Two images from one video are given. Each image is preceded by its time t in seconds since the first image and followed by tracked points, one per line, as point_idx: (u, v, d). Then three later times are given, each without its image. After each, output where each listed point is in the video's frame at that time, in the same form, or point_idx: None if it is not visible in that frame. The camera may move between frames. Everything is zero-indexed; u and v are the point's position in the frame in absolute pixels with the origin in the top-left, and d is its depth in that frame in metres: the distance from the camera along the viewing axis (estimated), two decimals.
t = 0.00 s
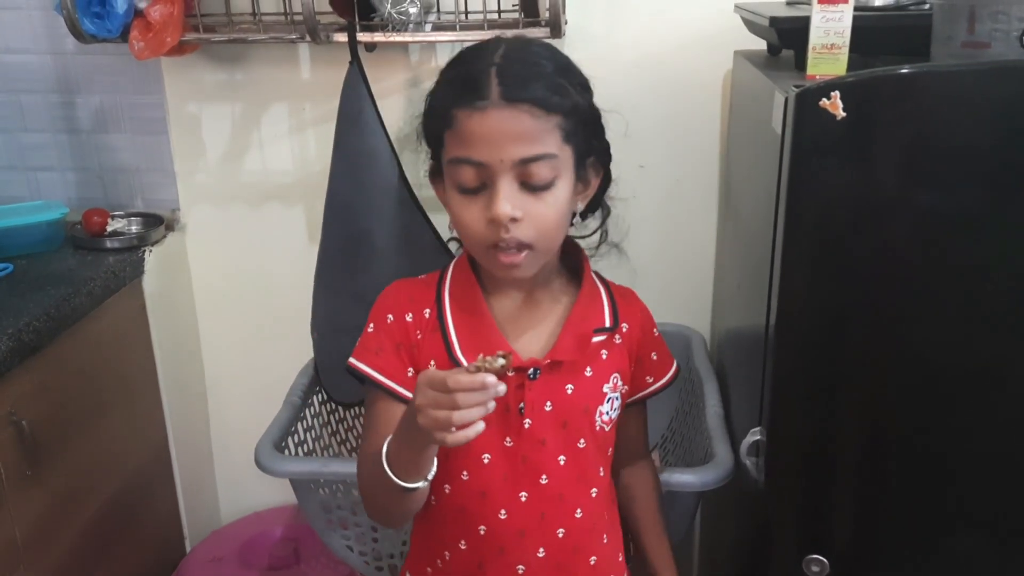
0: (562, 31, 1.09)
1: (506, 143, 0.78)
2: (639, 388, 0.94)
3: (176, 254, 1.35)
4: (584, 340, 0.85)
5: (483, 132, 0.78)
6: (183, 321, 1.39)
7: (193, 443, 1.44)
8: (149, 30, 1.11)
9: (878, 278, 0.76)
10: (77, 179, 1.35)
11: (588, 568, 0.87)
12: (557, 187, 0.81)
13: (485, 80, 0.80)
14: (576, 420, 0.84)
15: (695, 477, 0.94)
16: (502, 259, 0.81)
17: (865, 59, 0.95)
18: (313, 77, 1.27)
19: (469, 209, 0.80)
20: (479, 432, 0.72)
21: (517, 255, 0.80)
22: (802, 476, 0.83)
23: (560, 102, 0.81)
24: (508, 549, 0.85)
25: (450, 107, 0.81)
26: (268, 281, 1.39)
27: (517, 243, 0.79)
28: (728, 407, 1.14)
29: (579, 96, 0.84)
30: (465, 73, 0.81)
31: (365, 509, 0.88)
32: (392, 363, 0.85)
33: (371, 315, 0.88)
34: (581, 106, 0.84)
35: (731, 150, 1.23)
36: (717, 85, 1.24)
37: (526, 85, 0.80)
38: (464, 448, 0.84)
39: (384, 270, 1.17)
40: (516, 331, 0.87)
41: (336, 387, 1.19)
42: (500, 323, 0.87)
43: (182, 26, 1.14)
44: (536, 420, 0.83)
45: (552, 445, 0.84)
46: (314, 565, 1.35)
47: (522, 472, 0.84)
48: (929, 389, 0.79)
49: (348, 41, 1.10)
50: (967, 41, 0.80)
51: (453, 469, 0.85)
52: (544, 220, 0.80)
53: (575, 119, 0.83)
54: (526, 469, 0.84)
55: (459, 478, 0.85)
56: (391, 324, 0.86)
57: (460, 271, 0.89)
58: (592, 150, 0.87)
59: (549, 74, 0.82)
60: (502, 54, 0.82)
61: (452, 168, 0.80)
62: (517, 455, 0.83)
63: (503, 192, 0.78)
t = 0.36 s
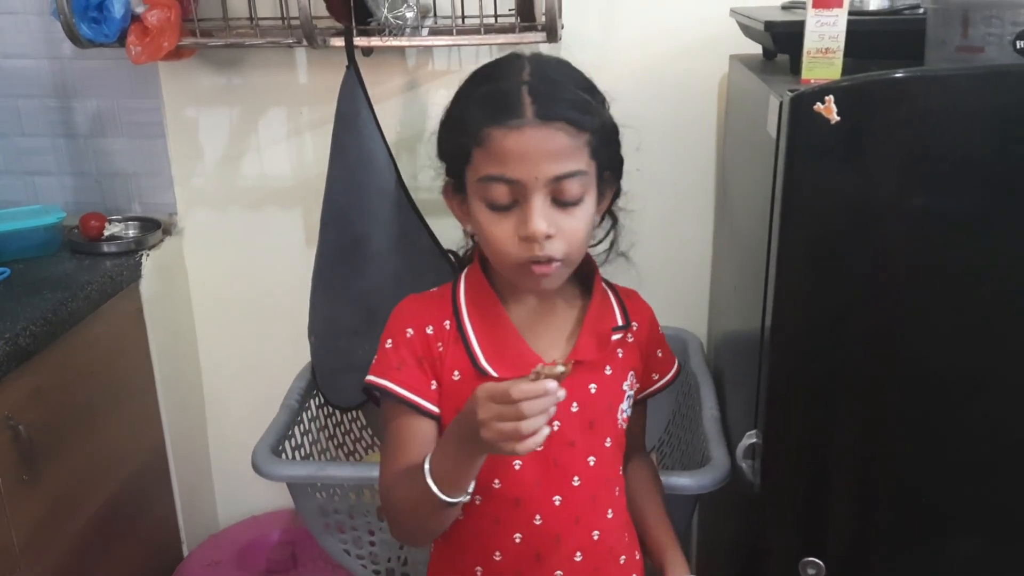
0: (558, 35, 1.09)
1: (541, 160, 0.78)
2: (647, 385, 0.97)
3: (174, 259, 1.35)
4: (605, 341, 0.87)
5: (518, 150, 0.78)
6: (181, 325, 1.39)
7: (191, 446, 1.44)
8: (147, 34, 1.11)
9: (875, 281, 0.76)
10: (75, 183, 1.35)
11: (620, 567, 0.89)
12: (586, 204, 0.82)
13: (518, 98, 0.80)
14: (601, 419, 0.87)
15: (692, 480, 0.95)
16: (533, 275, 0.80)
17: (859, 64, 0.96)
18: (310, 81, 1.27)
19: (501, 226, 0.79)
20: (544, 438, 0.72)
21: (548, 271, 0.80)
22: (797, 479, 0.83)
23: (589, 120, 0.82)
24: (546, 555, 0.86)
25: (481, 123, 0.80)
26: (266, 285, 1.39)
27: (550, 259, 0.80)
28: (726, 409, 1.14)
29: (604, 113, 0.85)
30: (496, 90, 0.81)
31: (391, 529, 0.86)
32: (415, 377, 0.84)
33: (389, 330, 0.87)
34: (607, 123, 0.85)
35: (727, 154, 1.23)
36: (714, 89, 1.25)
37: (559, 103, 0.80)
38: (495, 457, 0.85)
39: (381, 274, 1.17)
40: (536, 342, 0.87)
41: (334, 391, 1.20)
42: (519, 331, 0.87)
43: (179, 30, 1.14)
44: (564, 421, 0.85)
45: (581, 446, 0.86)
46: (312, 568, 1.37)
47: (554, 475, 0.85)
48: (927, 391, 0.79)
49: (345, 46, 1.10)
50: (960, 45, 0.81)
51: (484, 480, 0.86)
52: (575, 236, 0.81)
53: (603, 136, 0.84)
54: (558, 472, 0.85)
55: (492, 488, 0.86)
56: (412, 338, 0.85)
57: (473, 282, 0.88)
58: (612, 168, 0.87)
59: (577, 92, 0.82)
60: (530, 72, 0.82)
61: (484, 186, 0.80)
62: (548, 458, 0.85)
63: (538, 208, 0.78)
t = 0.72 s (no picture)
0: (556, 38, 1.09)
1: (580, 163, 0.78)
2: (658, 386, 0.98)
3: (171, 263, 1.35)
4: (625, 343, 0.88)
5: (558, 152, 0.78)
6: (179, 330, 1.38)
7: (189, 451, 1.44)
8: (143, 38, 1.11)
9: (874, 285, 0.76)
10: (72, 188, 1.35)
11: (623, 567, 0.91)
12: (620, 203, 0.82)
13: (554, 102, 0.80)
14: (616, 422, 0.88)
15: (692, 484, 0.94)
16: (571, 277, 0.80)
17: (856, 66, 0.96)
18: (307, 85, 1.27)
19: (540, 229, 0.79)
20: (580, 436, 0.72)
21: (586, 273, 0.80)
22: (795, 482, 0.83)
23: (622, 122, 0.82)
24: (556, 555, 0.87)
25: (517, 128, 0.80)
26: (263, 289, 1.39)
27: (588, 262, 0.79)
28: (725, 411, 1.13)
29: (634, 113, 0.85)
30: (531, 93, 0.81)
31: (404, 523, 0.86)
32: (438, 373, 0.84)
33: (411, 325, 0.86)
34: (637, 123, 0.85)
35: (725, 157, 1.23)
36: (712, 91, 1.24)
37: (595, 105, 0.80)
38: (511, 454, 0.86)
39: (379, 278, 1.16)
40: (559, 342, 0.88)
41: (333, 396, 1.19)
42: (541, 330, 0.87)
43: (176, 34, 1.13)
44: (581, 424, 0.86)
45: (595, 447, 0.87)
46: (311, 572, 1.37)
47: (568, 476, 0.86)
48: (926, 394, 0.79)
49: (343, 49, 1.10)
50: (959, 47, 0.81)
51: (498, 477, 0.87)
52: (612, 237, 0.80)
53: (635, 137, 0.84)
54: (572, 473, 0.86)
55: (506, 485, 0.86)
56: (435, 334, 0.85)
57: (496, 281, 0.88)
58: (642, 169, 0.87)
59: (610, 93, 0.83)
60: (563, 75, 0.82)
61: (522, 190, 0.79)
62: (562, 459, 0.86)
63: (578, 211, 0.78)
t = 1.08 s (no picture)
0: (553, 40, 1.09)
1: (611, 159, 0.78)
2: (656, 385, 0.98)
3: (167, 266, 1.34)
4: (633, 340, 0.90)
5: (589, 148, 0.78)
6: (175, 332, 1.38)
7: (185, 454, 1.43)
8: (139, 40, 1.11)
9: (871, 286, 0.76)
10: (67, 190, 1.34)
11: (616, 555, 0.93)
12: (647, 199, 0.82)
13: (586, 98, 0.80)
14: (621, 416, 0.90)
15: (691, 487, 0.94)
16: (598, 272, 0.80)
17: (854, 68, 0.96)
18: (303, 86, 1.27)
19: (569, 224, 0.79)
20: (598, 427, 0.70)
21: (613, 268, 0.80)
22: (795, 484, 0.82)
23: (651, 120, 0.83)
24: (557, 544, 0.88)
25: (548, 124, 0.80)
26: (260, 291, 1.38)
27: (615, 256, 0.80)
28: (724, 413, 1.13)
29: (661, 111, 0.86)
30: (562, 89, 0.81)
31: (406, 506, 0.85)
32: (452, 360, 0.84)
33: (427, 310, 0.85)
34: (665, 122, 0.85)
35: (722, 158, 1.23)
36: (709, 92, 1.24)
37: (625, 103, 0.80)
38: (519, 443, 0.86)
39: (376, 280, 1.16)
40: (571, 336, 0.89)
41: (330, 399, 1.19)
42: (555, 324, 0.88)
43: (172, 36, 1.13)
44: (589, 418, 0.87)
45: (601, 440, 0.88)
46: None
47: (573, 468, 0.87)
48: (923, 396, 0.79)
49: (339, 51, 1.10)
50: (958, 48, 0.81)
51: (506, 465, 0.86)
52: (640, 233, 0.81)
53: (662, 134, 0.85)
54: (578, 466, 0.87)
55: (513, 474, 0.86)
56: (452, 321, 0.85)
57: (512, 271, 0.88)
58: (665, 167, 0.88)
59: (640, 91, 0.83)
60: (594, 72, 0.82)
61: (552, 184, 0.79)
62: (569, 452, 0.87)
63: (608, 207, 0.78)
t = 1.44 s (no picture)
0: (547, 45, 1.09)
1: (623, 149, 0.81)
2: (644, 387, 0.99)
3: (163, 271, 1.34)
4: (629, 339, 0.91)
5: (603, 137, 0.81)
6: (172, 338, 1.38)
7: (182, 459, 1.43)
8: (135, 47, 1.11)
9: (862, 289, 0.76)
10: (64, 197, 1.34)
11: (611, 551, 0.93)
12: (652, 193, 0.85)
13: (603, 91, 0.82)
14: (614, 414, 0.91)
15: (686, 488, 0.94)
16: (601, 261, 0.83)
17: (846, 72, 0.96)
18: (299, 92, 1.27)
19: (576, 210, 0.81)
20: (603, 430, 0.71)
21: (616, 258, 0.83)
22: (790, 486, 0.83)
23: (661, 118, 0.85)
24: (554, 537, 0.89)
25: (567, 114, 0.82)
26: (256, 296, 1.39)
27: (619, 246, 0.82)
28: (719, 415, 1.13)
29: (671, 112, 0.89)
30: (581, 80, 0.83)
31: (404, 499, 0.85)
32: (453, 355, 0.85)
33: (430, 305, 0.87)
34: (672, 123, 0.88)
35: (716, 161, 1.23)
36: (703, 96, 1.25)
37: (638, 98, 0.83)
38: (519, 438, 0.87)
39: (373, 285, 1.16)
40: (569, 332, 0.90)
41: (327, 403, 1.19)
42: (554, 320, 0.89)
43: (168, 42, 1.14)
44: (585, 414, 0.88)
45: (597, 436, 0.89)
46: None
47: (570, 463, 0.88)
48: (916, 398, 0.79)
49: (334, 57, 1.10)
50: (947, 52, 0.81)
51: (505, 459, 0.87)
52: (643, 225, 0.83)
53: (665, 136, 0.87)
54: (575, 461, 0.88)
55: (512, 468, 0.88)
56: (454, 317, 0.86)
57: (515, 268, 0.89)
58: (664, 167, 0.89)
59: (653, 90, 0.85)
60: (612, 66, 0.85)
61: (564, 171, 0.82)
62: (566, 448, 0.88)
63: (616, 196, 0.81)
